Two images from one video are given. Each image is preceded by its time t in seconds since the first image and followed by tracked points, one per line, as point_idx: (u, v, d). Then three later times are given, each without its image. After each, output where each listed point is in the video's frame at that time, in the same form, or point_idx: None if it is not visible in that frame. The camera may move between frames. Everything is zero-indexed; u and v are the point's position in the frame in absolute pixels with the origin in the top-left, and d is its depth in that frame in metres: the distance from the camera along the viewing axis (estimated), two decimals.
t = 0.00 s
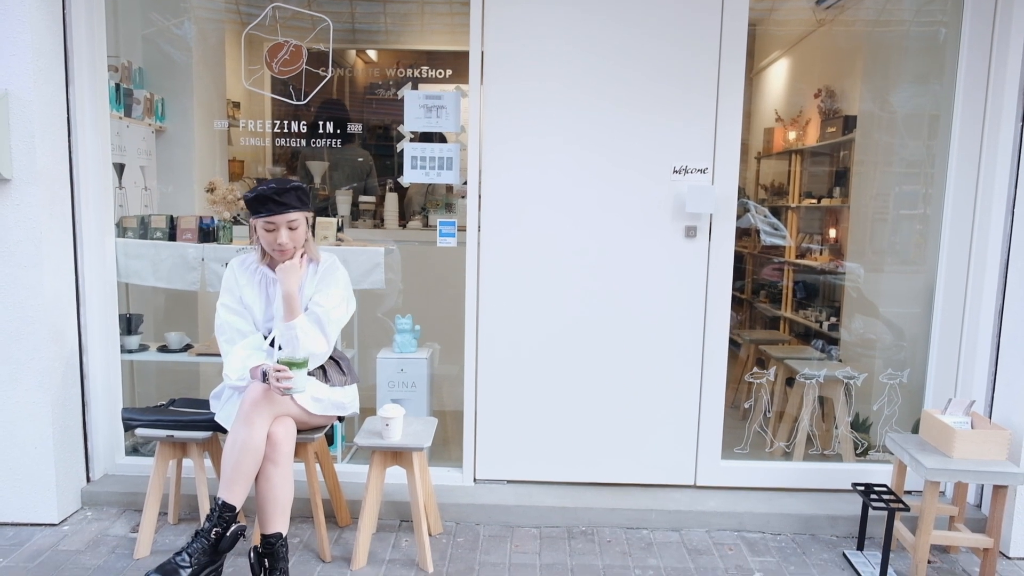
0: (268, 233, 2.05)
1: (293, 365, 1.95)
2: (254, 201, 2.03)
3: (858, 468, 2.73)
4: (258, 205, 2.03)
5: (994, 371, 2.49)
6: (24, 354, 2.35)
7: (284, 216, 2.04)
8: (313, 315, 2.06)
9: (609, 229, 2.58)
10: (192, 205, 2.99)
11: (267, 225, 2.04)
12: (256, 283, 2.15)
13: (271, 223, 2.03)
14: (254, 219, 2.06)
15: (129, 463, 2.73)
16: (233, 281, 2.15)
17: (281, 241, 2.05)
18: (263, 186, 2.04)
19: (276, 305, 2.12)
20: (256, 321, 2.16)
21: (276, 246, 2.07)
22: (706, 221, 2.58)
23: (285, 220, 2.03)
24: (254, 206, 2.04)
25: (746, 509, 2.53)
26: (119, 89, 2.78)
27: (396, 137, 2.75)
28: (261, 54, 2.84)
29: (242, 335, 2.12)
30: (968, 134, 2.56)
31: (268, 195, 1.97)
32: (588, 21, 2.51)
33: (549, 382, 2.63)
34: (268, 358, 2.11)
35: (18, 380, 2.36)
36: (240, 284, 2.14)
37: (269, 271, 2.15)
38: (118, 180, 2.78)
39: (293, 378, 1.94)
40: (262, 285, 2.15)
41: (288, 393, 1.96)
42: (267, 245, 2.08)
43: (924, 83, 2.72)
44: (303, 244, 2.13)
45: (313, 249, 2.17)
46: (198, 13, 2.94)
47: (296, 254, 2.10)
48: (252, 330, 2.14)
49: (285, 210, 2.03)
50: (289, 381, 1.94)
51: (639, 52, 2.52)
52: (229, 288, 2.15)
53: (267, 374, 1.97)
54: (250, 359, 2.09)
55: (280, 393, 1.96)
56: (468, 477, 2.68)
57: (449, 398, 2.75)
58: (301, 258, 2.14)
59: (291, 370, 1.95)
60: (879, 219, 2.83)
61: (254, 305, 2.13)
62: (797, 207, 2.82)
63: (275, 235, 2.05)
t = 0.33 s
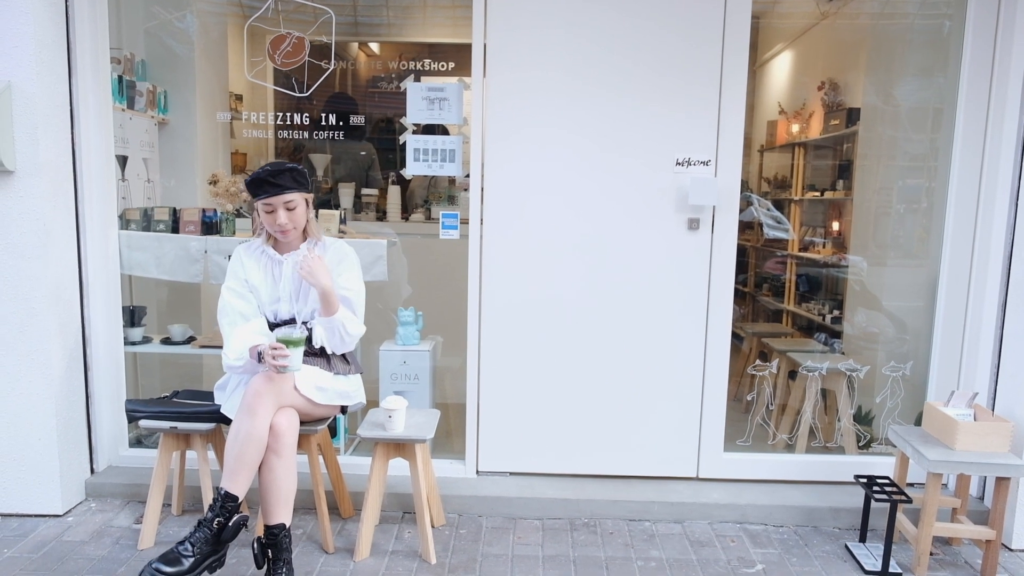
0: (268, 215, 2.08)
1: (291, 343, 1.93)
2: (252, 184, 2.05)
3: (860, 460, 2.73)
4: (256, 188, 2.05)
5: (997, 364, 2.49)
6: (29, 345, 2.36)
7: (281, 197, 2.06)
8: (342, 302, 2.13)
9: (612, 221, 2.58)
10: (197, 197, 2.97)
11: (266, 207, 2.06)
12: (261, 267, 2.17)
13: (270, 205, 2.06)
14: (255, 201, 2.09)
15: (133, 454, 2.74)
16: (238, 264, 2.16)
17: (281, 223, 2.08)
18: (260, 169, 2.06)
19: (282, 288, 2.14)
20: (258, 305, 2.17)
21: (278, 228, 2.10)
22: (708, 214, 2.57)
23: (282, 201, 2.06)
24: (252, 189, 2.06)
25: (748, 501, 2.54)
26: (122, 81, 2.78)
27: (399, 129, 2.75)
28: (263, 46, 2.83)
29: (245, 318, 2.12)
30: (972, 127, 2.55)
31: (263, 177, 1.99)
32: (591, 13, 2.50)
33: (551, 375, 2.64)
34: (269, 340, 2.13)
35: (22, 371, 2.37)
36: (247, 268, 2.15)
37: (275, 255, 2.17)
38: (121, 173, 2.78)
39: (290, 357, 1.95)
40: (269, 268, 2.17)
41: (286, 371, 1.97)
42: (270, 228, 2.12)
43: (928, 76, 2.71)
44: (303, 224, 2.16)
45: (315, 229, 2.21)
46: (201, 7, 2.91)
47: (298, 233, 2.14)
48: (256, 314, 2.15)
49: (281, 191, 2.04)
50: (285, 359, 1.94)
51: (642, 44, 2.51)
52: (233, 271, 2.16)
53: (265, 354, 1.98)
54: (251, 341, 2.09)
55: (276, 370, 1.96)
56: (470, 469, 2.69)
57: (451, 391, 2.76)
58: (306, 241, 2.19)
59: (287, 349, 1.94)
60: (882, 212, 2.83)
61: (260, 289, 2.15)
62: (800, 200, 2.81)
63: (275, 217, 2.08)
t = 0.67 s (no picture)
0: (276, 204, 2.11)
1: (285, 312, 1.96)
2: (262, 174, 2.09)
3: (862, 456, 2.73)
4: (265, 177, 2.09)
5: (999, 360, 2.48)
6: (32, 339, 2.37)
7: (290, 188, 2.10)
8: (353, 300, 2.15)
9: (613, 217, 2.58)
10: (198, 192, 2.99)
11: (275, 196, 2.10)
12: (265, 257, 2.18)
13: (278, 194, 2.10)
14: (263, 191, 2.12)
15: (135, 449, 2.75)
16: (242, 254, 2.18)
17: (289, 213, 2.11)
18: (270, 160, 2.11)
19: (284, 276, 2.15)
20: (257, 294, 2.17)
21: (285, 218, 2.13)
22: (710, 209, 2.57)
23: (290, 191, 2.09)
24: (262, 179, 2.10)
25: (749, 496, 2.54)
26: (124, 76, 2.78)
27: (401, 123, 2.75)
28: (266, 40, 2.82)
29: (243, 305, 2.13)
30: (975, 123, 2.55)
31: (273, 166, 2.04)
32: (594, 7, 2.49)
33: (553, 370, 2.64)
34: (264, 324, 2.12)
35: (25, 364, 2.38)
36: (250, 255, 2.17)
37: (278, 245, 2.19)
38: (123, 167, 2.78)
39: (282, 325, 1.97)
40: (272, 257, 2.19)
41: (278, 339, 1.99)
42: (276, 218, 2.15)
43: (932, 72, 2.70)
44: (309, 216, 2.19)
45: (321, 222, 2.24)
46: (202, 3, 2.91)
47: (304, 225, 2.17)
48: (254, 303, 2.15)
49: (289, 181, 2.08)
50: (279, 327, 1.96)
51: (645, 39, 2.51)
52: (236, 260, 2.17)
53: (256, 324, 2.00)
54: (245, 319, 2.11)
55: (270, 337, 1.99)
56: (472, 464, 2.69)
57: (453, 386, 2.77)
58: (310, 232, 2.22)
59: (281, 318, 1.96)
60: (885, 209, 2.82)
61: (262, 276, 2.16)
62: (803, 196, 2.80)
63: (283, 207, 2.12)
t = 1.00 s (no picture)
0: (277, 200, 2.12)
1: (281, 298, 1.95)
2: (264, 171, 2.10)
3: (863, 453, 2.74)
4: (267, 175, 2.11)
5: (1000, 359, 2.49)
6: (34, 334, 2.37)
7: (291, 184, 2.10)
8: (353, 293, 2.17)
9: (614, 214, 2.58)
10: (200, 188, 2.99)
11: (276, 193, 2.10)
12: (268, 254, 2.19)
13: (279, 191, 2.10)
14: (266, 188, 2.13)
15: (137, 444, 2.75)
16: (245, 252, 2.19)
17: (290, 209, 2.12)
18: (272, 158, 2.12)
19: (287, 273, 2.16)
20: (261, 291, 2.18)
21: (286, 214, 2.13)
22: (712, 206, 2.57)
23: (291, 186, 2.09)
24: (264, 176, 2.11)
25: (750, 494, 2.54)
26: (126, 72, 2.78)
27: (403, 120, 2.75)
28: (268, 36, 2.82)
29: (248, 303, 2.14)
30: (976, 122, 2.55)
31: (273, 162, 2.05)
32: (595, 5, 2.49)
33: (553, 367, 2.64)
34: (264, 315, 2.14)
35: (27, 359, 2.38)
36: (254, 252, 2.18)
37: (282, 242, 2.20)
38: (126, 163, 2.79)
39: (279, 311, 1.96)
40: (276, 253, 2.19)
41: (276, 325, 1.98)
42: (278, 214, 2.15)
43: (934, 71, 2.69)
44: (312, 212, 2.18)
45: (324, 219, 2.23)
46: None
47: (306, 221, 2.17)
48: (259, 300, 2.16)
49: (289, 177, 2.08)
50: (275, 313, 1.96)
51: (647, 36, 2.51)
52: (240, 258, 2.18)
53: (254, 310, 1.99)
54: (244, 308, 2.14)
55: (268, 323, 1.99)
56: (473, 461, 2.70)
57: (454, 383, 2.77)
58: (314, 228, 2.22)
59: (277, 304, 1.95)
60: (886, 208, 2.82)
61: (265, 272, 2.16)
62: (804, 195, 2.80)
63: (284, 203, 2.12)
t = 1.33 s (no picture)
0: (277, 195, 2.12)
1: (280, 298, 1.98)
2: (265, 166, 2.12)
3: (863, 452, 2.74)
4: (268, 169, 2.12)
5: (1000, 359, 2.49)
6: (35, 330, 2.37)
7: (291, 178, 2.11)
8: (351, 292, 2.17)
9: (615, 213, 2.58)
10: (200, 184, 2.97)
11: (276, 187, 2.11)
12: (268, 255, 2.19)
13: (279, 185, 2.10)
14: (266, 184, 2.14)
15: (137, 441, 2.75)
16: (245, 253, 2.19)
17: (290, 204, 2.12)
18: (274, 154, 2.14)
19: (287, 273, 2.17)
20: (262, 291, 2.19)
21: (285, 210, 2.13)
22: (712, 205, 2.57)
23: (291, 181, 2.10)
24: (264, 171, 2.12)
25: (750, 492, 2.54)
26: (128, 69, 2.79)
27: (404, 117, 2.76)
28: (270, 34, 2.82)
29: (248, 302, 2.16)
30: (977, 122, 2.55)
31: (275, 154, 2.06)
32: (597, 3, 2.49)
33: (553, 365, 2.64)
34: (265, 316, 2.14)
35: (28, 355, 2.38)
36: (254, 252, 2.18)
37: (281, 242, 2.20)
38: (127, 159, 2.80)
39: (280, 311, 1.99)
40: (275, 253, 2.19)
41: (276, 323, 2.01)
42: (277, 211, 2.15)
43: (935, 71, 2.69)
44: (311, 210, 2.18)
45: (322, 219, 2.23)
46: None
47: (305, 218, 2.17)
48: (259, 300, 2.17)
49: (290, 172, 2.09)
50: (276, 313, 1.99)
51: (649, 35, 2.51)
52: (241, 258, 2.19)
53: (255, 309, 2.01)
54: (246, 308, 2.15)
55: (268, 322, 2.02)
56: (473, 459, 2.70)
57: (454, 382, 2.77)
58: (313, 228, 2.22)
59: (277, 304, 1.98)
60: (887, 207, 2.82)
61: (265, 273, 2.16)
62: (805, 194, 2.80)
63: (284, 197, 2.12)
